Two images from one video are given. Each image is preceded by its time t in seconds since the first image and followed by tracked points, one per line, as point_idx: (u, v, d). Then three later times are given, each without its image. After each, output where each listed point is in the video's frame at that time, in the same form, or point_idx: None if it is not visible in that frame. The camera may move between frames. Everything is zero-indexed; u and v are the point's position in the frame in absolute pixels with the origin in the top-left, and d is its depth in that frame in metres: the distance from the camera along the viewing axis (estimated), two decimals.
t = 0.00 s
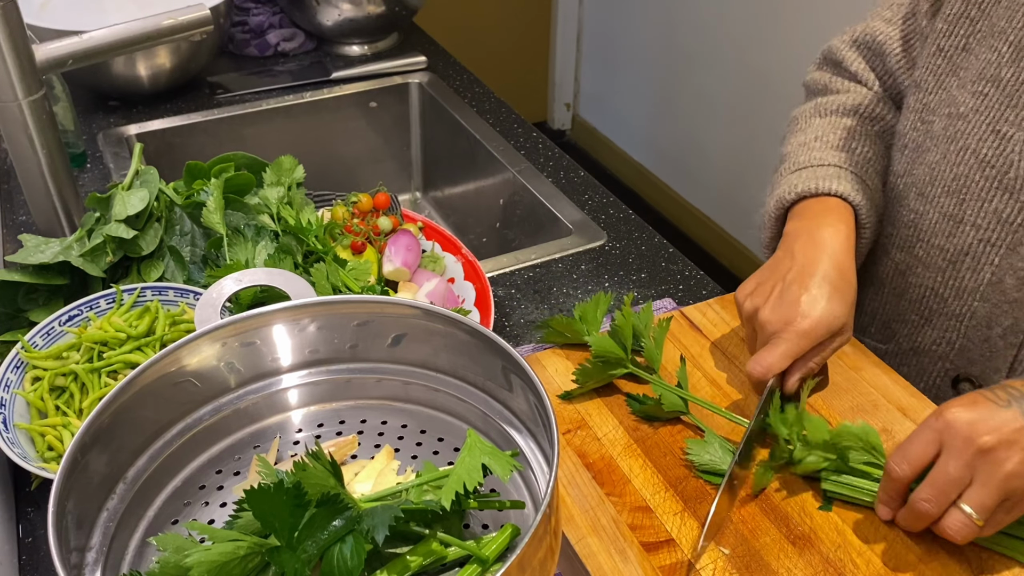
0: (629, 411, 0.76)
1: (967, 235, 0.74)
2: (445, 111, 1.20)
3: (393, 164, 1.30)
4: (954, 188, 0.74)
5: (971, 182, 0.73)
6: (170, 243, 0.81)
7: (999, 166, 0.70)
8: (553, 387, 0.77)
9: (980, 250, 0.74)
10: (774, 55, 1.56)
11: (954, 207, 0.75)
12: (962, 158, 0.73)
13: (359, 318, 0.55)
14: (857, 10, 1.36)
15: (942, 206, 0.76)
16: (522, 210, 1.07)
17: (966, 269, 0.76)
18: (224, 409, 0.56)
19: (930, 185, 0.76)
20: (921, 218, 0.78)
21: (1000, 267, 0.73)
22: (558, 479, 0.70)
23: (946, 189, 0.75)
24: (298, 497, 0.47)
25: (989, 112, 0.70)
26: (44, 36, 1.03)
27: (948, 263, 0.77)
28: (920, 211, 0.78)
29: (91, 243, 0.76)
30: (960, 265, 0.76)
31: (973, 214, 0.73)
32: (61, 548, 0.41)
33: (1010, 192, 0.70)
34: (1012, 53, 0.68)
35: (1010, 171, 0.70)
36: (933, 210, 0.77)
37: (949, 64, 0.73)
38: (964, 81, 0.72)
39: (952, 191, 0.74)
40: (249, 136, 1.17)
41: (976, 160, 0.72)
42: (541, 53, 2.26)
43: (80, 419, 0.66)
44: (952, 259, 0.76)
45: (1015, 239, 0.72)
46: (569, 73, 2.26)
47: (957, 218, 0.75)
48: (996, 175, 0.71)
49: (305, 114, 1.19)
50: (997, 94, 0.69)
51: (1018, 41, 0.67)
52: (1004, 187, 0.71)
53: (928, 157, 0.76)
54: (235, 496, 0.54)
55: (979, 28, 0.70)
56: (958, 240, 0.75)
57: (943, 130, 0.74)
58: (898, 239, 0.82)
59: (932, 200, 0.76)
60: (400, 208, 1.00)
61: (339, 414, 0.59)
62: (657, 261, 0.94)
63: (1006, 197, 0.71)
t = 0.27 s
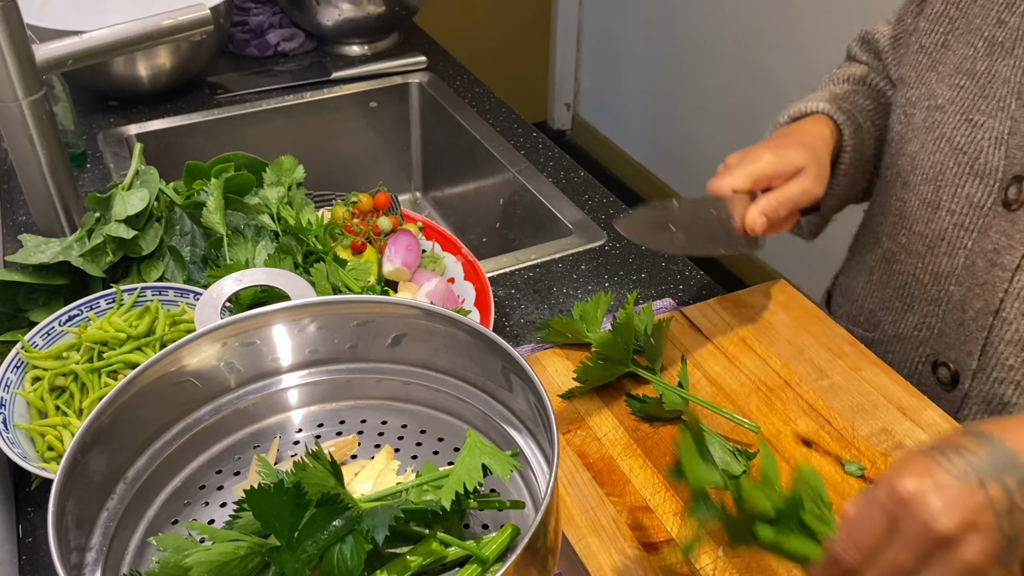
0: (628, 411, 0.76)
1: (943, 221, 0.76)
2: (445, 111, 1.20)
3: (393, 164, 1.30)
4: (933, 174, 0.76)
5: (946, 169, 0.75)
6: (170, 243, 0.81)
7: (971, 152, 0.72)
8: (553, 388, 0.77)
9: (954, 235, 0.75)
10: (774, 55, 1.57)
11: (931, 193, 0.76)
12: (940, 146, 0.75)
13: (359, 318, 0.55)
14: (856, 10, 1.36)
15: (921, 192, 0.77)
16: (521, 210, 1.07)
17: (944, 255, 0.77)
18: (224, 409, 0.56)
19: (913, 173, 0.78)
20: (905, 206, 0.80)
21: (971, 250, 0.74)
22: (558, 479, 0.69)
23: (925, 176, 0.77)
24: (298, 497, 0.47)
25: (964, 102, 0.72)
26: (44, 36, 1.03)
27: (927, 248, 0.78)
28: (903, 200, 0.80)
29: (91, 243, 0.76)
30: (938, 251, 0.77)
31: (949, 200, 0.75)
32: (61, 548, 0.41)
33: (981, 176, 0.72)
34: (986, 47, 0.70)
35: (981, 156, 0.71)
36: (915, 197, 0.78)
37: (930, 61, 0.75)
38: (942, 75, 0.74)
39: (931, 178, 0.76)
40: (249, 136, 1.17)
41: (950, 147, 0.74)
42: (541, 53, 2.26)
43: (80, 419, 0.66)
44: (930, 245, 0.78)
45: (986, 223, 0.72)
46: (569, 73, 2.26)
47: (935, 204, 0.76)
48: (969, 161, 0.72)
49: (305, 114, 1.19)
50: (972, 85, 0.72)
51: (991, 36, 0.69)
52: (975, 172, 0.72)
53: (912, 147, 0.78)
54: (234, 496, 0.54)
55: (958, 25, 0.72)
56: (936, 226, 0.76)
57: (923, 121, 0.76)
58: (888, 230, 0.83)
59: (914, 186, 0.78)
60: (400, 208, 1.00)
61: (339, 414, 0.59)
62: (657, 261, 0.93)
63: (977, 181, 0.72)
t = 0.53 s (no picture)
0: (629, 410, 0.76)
1: (918, 211, 0.76)
2: (445, 111, 1.20)
3: (394, 164, 1.30)
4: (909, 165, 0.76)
5: (921, 159, 0.75)
6: (170, 243, 0.81)
7: (945, 143, 0.73)
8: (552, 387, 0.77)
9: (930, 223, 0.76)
10: (773, 55, 1.57)
11: (907, 182, 0.77)
12: (916, 138, 0.75)
13: (359, 318, 0.55)
14: (856, 10, 1.36)
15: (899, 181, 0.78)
16: (522, 210, 1.07)
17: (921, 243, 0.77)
18: (224, 409, 0.56)
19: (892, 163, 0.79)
20: (885, 196, 0.80)
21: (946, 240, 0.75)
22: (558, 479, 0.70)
23: (900, 166, 0.77)
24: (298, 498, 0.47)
25: (941, 95, 0.73)
26: (44, 36, 1.03)
27: (904, 238, 0.79)
28: (884, 190, 0.81)
29: (91, 243, 0.76)
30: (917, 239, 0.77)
31: (926, 190, 0.75)
32: (61, 548, 0.41)
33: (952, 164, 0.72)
34: (964, 42, 0.71)
35: (954, 146, 0.72)
36: (892, 187, 0.79)
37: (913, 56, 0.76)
38: (924, 71, 0.75)
39: (908, 168, 0.76)
40: (249, 136, 1.17)
41: (926, 138, 0.74)
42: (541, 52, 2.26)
43: (80, 419, 0.66)
44: (907, 233, 0.78)
45: (957, 211, 0.73)
46: (569, 73, 2.26)
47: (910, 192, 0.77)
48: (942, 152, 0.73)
49: (306, 114, 1.19)
50: (949, 79, 0.72)
51: (970, 32, 0.70)
52: (947, 161, 0.73)
53: (892, 137, 0.79)
54: (235, 496, 0.54)
55: (943, 23, 0.73)
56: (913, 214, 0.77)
57: (905, 114, 0.77)
58: (873, 221, 0.83)
59: (890, 175, 0.79)
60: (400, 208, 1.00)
61: (339, 414, 0.59)
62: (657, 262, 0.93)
63: (949, 170, 0.73)
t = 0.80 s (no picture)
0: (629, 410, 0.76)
1: (898, 210, 0.78)
2: (444, 110, 1.20)
3: (394, 164, 1.30)
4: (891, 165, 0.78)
5: (900, 161, 0.77)
6: (170, 243, 0.81)
7: (922, 145, 0.74)
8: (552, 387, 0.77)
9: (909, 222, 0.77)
10: (773, 55, 1.57)
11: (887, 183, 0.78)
12: (896, 140, 0.77)
13: (359, 318, 0.55)
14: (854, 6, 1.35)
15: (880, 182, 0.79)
16: (521, 210, 1.07)
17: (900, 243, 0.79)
18: (223, 409, 0.56)
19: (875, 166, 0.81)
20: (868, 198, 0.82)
21: (924, 240, 0.76)
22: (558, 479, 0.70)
23: (880, 168, 0.79)
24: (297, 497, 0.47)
25: (919, 98, 0.75)
26: (44, 36, 1.03)
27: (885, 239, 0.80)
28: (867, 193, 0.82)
29: (91, 243, 0.76)
30: (897, 239, 0.79)
31: (904, 190, 0.77)
32: (60, 548, 0.41)
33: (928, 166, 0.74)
34: (942, 47, 0.73)
35: (932, 147, 0.74)
36: (874, 188, 0.80)
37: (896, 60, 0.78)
38: (903, 76, 0.77)
39: (889, 170, 0.78)
40: (248, 136, 1.17)
41: (904, 141, 0.76)
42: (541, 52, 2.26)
43: (80, 419, 0.66)
44: (887, 234, 0.79)
45: (934, 211, 0.74)
46: (569, 73, 2.26)
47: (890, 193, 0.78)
48: (920, 152, 0.75)
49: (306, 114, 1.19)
50: (926, 82, 0.74)
51: (947, 36, 0.72)
52: (924, 162, 0.75)
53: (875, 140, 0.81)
54: (234, 496, 0.54)
55: (920, 29, 0.76)
56: (893, 215, 0.78)
57: (885, 118, 0.79)
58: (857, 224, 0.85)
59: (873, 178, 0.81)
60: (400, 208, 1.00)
61: (339, 414, 0.59)
62: (657, 261, 0.93)
63: (926, 171, 0.74)
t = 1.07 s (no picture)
0: (628, 410, 0.76)
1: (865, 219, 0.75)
2: (444, 110, 1.20)
3: (393, 164, 1.30)
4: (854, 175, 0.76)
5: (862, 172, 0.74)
6: (170, 243, 0.81)
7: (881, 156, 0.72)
8: (552, 386, 0.77)
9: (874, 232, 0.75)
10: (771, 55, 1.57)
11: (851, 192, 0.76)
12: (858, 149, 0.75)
13: (359, 318, 0.55)
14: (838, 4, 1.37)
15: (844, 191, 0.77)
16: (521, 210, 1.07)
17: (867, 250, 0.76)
18: (224, 409, 0.56)
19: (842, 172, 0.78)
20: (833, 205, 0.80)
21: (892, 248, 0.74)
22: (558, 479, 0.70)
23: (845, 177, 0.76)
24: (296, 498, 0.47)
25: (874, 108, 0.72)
26: (44, 36, 1.03)
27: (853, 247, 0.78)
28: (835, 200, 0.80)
29: (91, 243, 0.76)
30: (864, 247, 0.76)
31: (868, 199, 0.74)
32: (60, 549, 0.41)
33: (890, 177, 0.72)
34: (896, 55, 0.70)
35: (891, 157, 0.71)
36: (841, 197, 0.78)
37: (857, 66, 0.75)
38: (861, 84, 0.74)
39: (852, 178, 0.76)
40: (248, 136, 1.17)
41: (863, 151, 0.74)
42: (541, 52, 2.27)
43: (80, 419, 0.66)
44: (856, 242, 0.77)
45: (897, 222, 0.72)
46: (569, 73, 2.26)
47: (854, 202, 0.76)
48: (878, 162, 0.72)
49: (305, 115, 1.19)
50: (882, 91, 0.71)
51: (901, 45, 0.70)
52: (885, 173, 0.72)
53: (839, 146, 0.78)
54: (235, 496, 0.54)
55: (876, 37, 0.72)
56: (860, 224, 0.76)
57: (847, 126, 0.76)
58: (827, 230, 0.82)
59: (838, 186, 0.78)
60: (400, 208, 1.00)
61: (339, 414, 0.59)
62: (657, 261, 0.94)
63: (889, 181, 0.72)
